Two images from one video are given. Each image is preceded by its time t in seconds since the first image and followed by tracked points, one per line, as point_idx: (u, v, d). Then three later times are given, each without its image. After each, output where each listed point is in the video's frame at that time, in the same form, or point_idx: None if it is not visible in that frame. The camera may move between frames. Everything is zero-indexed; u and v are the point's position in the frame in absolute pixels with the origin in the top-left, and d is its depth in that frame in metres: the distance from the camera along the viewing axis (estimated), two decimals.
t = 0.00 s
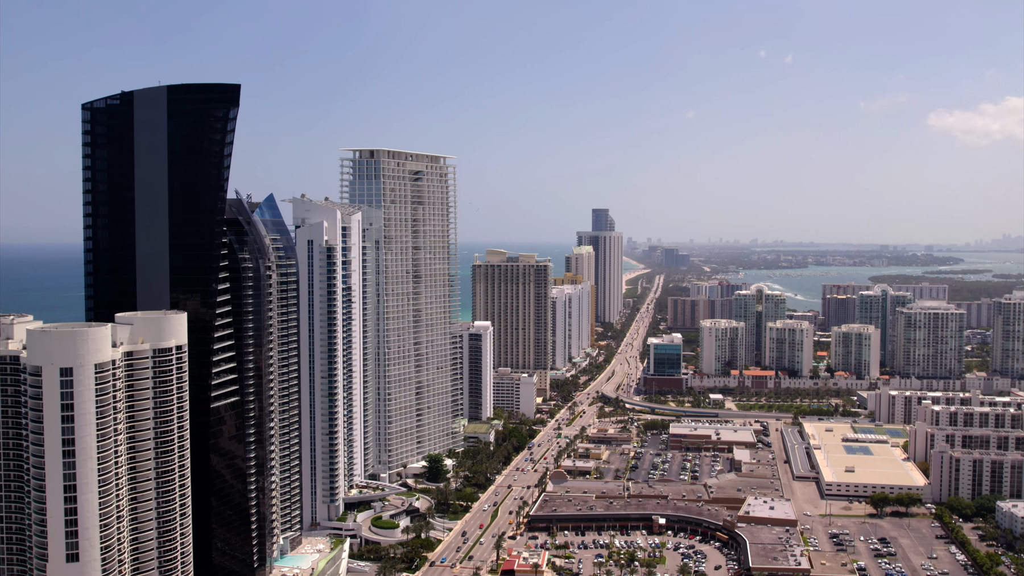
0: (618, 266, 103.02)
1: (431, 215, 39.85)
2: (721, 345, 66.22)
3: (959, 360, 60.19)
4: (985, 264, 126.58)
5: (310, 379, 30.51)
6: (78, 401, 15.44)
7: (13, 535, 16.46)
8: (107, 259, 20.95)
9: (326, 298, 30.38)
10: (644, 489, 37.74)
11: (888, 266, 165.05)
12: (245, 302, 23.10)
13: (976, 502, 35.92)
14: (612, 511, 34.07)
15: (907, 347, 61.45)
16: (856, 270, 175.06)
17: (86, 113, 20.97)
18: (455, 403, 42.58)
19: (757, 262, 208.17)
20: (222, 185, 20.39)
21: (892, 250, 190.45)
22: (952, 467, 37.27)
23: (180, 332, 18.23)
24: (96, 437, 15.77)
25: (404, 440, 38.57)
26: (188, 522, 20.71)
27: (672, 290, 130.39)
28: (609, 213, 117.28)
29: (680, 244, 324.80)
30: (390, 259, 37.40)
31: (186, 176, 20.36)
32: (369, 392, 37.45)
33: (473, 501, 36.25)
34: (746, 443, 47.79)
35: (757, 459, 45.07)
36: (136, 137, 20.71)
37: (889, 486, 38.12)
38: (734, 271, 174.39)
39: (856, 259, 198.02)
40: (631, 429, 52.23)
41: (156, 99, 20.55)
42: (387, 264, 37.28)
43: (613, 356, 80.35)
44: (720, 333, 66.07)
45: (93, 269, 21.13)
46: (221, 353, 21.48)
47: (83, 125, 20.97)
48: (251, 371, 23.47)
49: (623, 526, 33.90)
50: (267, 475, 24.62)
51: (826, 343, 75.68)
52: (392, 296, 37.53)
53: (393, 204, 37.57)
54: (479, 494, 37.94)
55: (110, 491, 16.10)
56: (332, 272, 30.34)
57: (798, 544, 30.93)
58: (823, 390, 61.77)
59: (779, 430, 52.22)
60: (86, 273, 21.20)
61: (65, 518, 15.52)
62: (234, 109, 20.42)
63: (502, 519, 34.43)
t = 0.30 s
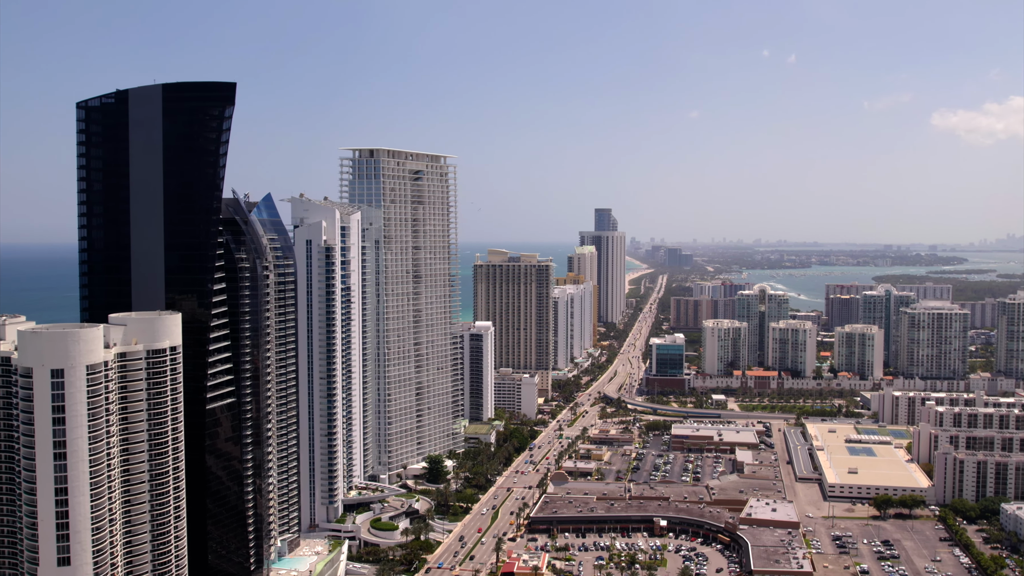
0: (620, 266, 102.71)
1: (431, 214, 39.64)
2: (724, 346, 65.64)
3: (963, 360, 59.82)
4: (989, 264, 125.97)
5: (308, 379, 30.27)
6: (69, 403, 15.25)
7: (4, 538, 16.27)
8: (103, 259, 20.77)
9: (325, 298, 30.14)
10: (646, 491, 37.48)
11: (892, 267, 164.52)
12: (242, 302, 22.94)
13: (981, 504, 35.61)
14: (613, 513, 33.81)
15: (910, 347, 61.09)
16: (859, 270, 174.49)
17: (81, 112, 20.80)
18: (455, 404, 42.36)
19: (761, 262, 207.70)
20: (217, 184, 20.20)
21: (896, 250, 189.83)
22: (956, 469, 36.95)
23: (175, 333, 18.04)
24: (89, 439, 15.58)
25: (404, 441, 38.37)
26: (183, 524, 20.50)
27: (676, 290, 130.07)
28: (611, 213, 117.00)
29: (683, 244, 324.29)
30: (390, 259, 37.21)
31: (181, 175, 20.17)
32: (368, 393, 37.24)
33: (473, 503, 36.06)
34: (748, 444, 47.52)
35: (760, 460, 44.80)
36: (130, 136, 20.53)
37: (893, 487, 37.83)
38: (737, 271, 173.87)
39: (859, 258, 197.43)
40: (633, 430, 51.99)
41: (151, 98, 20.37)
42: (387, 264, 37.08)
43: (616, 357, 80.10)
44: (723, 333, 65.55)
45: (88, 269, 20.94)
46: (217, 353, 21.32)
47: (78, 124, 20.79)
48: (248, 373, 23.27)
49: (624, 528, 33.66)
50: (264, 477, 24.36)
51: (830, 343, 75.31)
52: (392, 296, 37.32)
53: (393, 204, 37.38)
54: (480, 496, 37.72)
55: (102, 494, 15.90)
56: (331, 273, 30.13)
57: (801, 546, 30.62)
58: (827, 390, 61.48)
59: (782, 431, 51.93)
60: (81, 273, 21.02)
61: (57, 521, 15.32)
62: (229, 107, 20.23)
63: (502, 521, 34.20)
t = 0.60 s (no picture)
0: (623, 266, 102.51)
1: (431, 214, 39.43)
2: (726, 346, 65.31)
3: (967, 361, 59.46)
4: (992, 263, 125.40)
5: (307, 380, 30.01)
6: (60, 406, 15.07)
7: None
8: (97, 259, 20.56)
9: (324, 299, 29.83)
10: (647, 492, 37.23)
11: (896, 266, 163.96)
12: (238, 302, 22.75)
13: (985, 506, 35.32)
14: (613, 515, 33.58)
15: (914, 348, 60.73)
16: (863, 270, 173.96)
17: (76, 111, 20.59)
18: (456, 404, 42.16)
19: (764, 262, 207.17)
20: (213, 184, 20.04)
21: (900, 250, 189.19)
22: (960, 471, 36.68)
23: (169, 334, 17.86)
24: (80, 442, 15.40)
25: (404, 442, 38.17)
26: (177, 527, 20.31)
27: (679, 290, 129.63)
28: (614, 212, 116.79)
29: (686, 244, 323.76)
30: (390, 258, 37.01)
31: (177, 174, 19.99)
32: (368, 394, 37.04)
33: (473, 504, 35.88)
34: (750, 445, 47.25)
35: (762, 461, 44.50)
36: (126, 135, 20.35)
37: (896, 489, 37.56)
38: (741, 271, 173.36)
39: (863, 258, 196.87)
40: (634, 431, 51.75)
41: (146, 97, 20.17)
42: (387, 264, 36.86)
43: (618, 357, 79.84)
44: (725, 333, 65.25)
45: (82, 269, 20.74)
46: (212, 355, 21.14)
47: (72, 123, 20.59)
48: (245, 374, 23.07)
49: (624, 530, 33.44)
50: (260, 478, 24.15)
51: (833, 343, 74.98)
52: (392, 296, 37.13)
53: (392, 204, 37.19)
54: (480, 497, 37.47)
55: (94, 497, 15.71)
56: (329, 273, 29.85)
57: (803, 549, 30.35)
58: (830, 391, 61.17)
59: (785, 432, 51.64)
60: (76, 274, 20.82)
61: (47, 524, 15.14)
62: (225, 106, 20.05)
63: (501, 523, 33.98)
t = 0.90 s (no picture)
0: (626, 266, 102.23)
1: (432, 213, 39.22)
2: (729, 346, 65.15)
3: (971, 361, 59.13)
4: (996, 263, 124.87)
5: (305, 381, 29.80)
6: (51, 408, 14.88)
7: None
8: (91, 259, 20.38)
9: (323, 298, 29.59)
10: (648, 494, 36.99)
11: (900, 266, 163.40)
12: (235, 302, 22.56)
13: (989, 508, 35.02)
14: (614, 516, 33.35)
15: (917, 348, 60.43)
16: (866, 270, 173.44)
17: (70, 110, 20.38)
18: (456, 405, 41.93)
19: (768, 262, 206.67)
20: (208, 183, 19.85)
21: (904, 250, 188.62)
22: (964, 472, 36.39)
23: (163, 334, 17.68)
24: (71, 445, 15.22)
25: (404, 443, 37.97)
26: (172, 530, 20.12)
27: (682, 290, 129.25)
28: (617, 212, 116.50)
29: (689, 244, 323.17)
30: (390, 258, 36.82)
31: (172, 173, 19.82)
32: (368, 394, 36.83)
33: (473, 506, 35.67)
34: (753, 446, 46.98)
35: (765, 463, 44.20)
36: (121, 134, 20.15)
37: (899, 491, 37.27)
38: (744, 271, 172.83)
39: (866, 258, 196.36)
40: (636, 431, 51.52)
41: (141, 95, 19.97)
42: (386, 264, 36.67)
43: (620, 357, 79.58)
44: (727, 333, 65.08)
45: (77, 269, 20.55)
46: (208, 355, 20.96)
47: (66, 121, 20.38)
48: (241, 374, 22.89)
49: (625, 532, 33.21)
50: (258, 480, 23.93)
51: (836, 344, 74.65)
52: (391, 296, 36.94)
53: (392, 203, 37.01)
54: (480, 498, 37.22)
55: (85, 500, 15.53)
56: (327, 273, 29.62)
57: (805, 551, 30.10)
58: (833, 391, 60.87)
59: (787, 433, 51.36)
60: (70, 274, 20.63)
61: (37, 528, 14.96)
62: (220, 104, 19.85)
63: (502, 525, 33.76)
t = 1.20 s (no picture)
0: (629, 266, 102.00)
1: (431, 213, 39.00)
2: (731, 346, 64.88)
3: (975, 362, 58.77)
4: (1000, 262, 124.30)
5: (303, 382, 29.60)
6: (40, 410, 14.69)
7: None
8: (86, 259, 20.20)
9: (321, 299, 29.38)
10: (650, 496, 36.71)
11: (904, 267, 162.77)
12: (230, 303, 22.38)
13: (993, 510, 34.71)
14: (614, 518, 33.10)
15: (921, 348, 60.08)
16: (869, 270, 172.84)
17: (64, 108, 20.18)
18: (456, 406, 41.71)
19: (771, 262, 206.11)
20: (202, 182, 19.67)
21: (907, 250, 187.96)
22: (967, 474, 36.06)
23: (156, 335, 17.48)
24: (61, 447, 15.03)
25: (404, 444, 37.75)
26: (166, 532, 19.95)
27: (684, 290, 128.87)
28: (620, 212, 116.23)
29: (693, 243, 322.51)
30: (390, 258, 36.61)
31: (167, 172, 19.63)
32: (367, 395, 36.63)
33: (473, 507, 35.44)
34: (755, 447, 46.68)
35: (767, 464, 43.88)
36: (115, 133, 19.96)
37: (903, 493, 36.97)
38: (748, 271, 172.29)
39: (869, 258, 195.76)
40: (638, 432, 51.26)
41: (135, 93, 19.77)
42: (386, 264, 36.47)
43: (622, 357, 79.29)
44: (730, 334, 64.82)
45: (71, 270, 20.37)
46: (202, 356, 20.78)
47: (60, 120, 20.18)
48: (238, 375, 22.68)
49: (626, 534, 32.96)
50: (255, 481, 23.75)
51: (839, 344, 74.31)
52: (391, 296, 36.73)
53: (391, 203, 36.80)
54: (480, 500, 36.98)
55: (76, 504, 15.34)
56: (326, 273, 29.41)
57: (807, 554, 29.82)
58: (836, 392, 60.55)
59: (790, 434, 51.06)
60: (64, 274, 20.45)
61: (27, 532, 14.77)
62: (215, 103, 19.67)
63: (501, 527, 33.55)
